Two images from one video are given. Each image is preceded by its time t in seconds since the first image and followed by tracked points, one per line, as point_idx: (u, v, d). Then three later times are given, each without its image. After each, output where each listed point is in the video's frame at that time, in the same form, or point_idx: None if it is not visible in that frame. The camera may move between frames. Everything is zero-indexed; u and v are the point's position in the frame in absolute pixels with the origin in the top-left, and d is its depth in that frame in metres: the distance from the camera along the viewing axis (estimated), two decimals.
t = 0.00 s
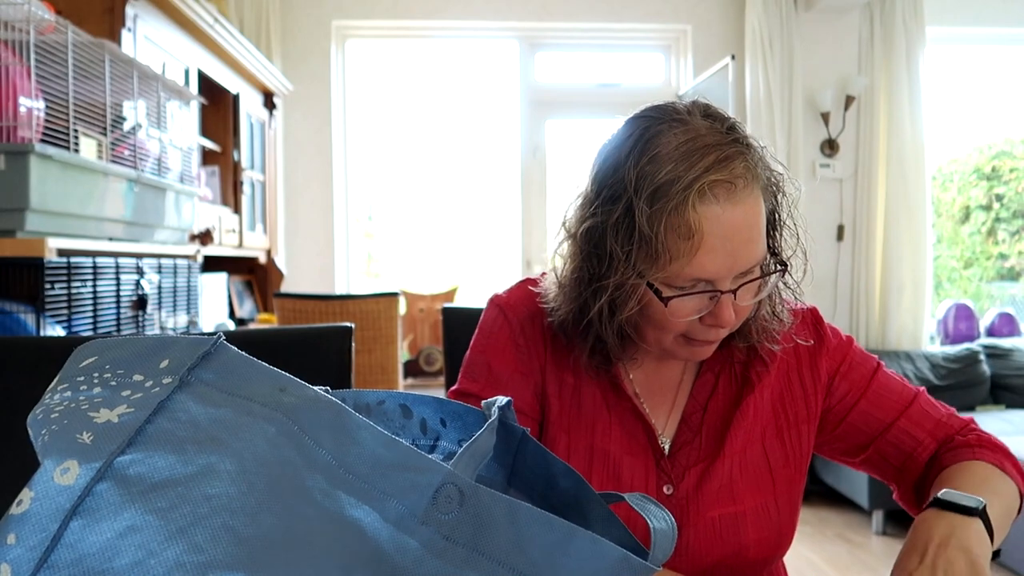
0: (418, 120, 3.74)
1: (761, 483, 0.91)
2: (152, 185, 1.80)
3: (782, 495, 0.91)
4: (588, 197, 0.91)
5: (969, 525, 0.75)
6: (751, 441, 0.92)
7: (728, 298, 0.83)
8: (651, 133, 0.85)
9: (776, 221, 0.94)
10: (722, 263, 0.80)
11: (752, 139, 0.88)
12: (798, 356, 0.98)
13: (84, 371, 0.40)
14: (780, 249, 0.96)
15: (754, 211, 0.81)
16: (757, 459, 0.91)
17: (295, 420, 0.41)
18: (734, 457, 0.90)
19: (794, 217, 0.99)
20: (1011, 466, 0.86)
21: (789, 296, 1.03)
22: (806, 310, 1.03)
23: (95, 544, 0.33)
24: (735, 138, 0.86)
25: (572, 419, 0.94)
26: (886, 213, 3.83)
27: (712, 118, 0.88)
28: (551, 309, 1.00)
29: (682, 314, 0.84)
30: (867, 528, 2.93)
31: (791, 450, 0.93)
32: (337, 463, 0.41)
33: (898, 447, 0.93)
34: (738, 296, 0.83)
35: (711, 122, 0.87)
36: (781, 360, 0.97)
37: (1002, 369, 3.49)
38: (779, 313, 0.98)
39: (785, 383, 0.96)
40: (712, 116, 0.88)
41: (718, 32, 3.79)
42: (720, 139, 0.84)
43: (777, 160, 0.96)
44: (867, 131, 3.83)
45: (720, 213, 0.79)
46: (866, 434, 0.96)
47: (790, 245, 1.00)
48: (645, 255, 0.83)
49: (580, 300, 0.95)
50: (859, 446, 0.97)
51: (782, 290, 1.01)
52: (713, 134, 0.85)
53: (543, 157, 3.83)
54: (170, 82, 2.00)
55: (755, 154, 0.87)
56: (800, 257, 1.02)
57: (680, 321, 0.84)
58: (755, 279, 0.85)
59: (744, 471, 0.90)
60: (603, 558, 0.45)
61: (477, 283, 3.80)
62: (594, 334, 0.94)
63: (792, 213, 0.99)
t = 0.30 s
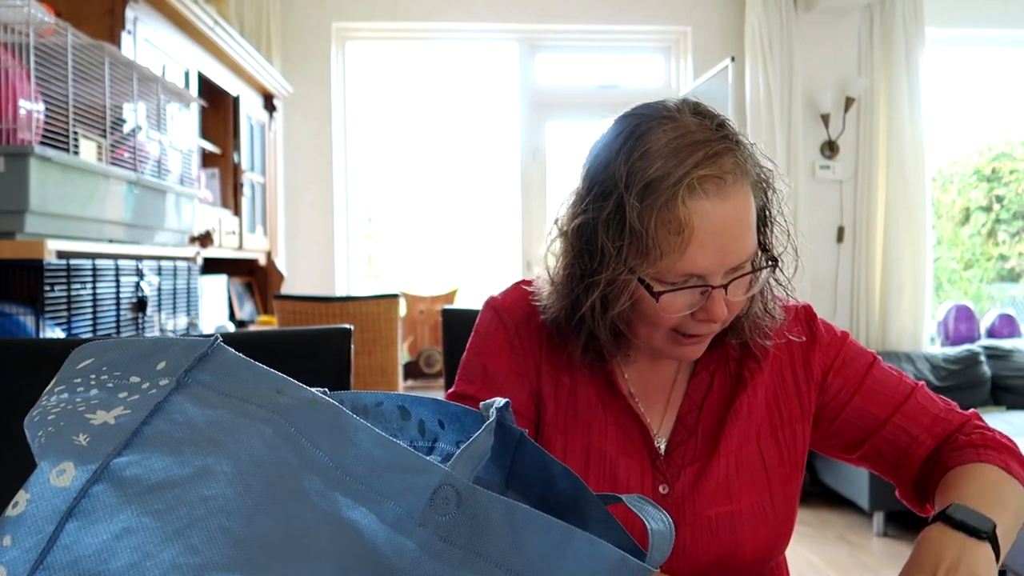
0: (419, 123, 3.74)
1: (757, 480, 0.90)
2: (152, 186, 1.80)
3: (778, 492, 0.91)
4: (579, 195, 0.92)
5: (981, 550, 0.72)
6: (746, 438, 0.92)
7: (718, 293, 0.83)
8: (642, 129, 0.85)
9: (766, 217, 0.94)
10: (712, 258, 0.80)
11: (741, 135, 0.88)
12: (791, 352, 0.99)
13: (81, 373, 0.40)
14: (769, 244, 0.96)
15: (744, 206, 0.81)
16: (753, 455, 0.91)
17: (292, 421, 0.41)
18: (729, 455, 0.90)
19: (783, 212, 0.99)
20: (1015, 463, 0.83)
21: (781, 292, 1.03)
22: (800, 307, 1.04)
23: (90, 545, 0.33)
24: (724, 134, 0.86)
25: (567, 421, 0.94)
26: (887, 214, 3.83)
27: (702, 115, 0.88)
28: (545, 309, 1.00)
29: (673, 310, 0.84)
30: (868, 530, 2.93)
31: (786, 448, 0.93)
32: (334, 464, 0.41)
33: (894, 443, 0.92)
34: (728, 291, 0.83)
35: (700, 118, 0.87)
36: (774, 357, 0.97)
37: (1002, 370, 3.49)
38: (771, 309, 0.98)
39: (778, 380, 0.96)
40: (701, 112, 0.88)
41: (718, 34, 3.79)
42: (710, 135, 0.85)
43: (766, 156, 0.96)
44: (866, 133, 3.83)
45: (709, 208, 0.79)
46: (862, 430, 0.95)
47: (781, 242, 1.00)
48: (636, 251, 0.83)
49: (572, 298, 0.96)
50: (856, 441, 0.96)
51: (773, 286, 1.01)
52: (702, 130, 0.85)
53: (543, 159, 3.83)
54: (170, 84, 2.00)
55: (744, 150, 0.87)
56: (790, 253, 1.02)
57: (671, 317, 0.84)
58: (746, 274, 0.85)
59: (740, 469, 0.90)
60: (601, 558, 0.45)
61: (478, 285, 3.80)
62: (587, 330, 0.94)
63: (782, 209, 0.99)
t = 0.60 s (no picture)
0: (416, 122, 3.74)
1: (752, 473, 0.91)
2: (149, 189, 1.80)
3: (774, 485, 0.91)
4: (567, 193, 0.92)
5: (962, 563, 0.72)
6: (740, 431, 0.92)
7: (706, 289, 0.83)
8: (627, 128, 0.85)
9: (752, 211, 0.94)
10: (699, 255, 0.80)
11: (726, 132, 0.89)
12: (783, 344, 0.99)
13: (78, 377, 0.41)
14: (758, 240, 0.96)
15: (730, 202, 0.81)
16: (748, 448, 0.91)
17: (289, 423, 0.41)
18: (724, 448, 0.90)
19: (771, 208, 1.00)
20: (1004, 448, 0.84)
21: (771, 287, 1.03)
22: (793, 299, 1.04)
23: (89, 549, 0.33)
24: (709, 131, 0.87)
25: (563, 419, 0.94)
26: (884, 208, 3.83)
27: (688, 112, 0.89)
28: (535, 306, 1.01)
29: (663, 305, 0.84)
30: (869, 524, 2.93)
31: (780, 439, 0.94)
32: (332, 464, 0.41)
33: (885, 432, 0.92)
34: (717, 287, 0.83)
35: (686, 116, 0.88)
36: (765, 350, 0.98)
37: (1001, 363, 3.49)
38: (760, 304, 0.98)
39: (771, 371, 0.97)
40: (686, 111, 0.88)
41: (714, 30, 3.79)
42: (695, 133, 0.85)
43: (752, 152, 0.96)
44: (863, 127, 3.83)
45: (696, 205, 0.79)
46: (852, 419, 0.95)
47: (769, 237, 1.00)
48: (623, 250, 0.84)
49: (561, 295, 0.96)
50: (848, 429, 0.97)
51: (763, 282, 1.01)
52: (688, 128, 0.86)
53: (541, 156, 3.82)
54: (166, 86, 2.00)
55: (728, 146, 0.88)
56: (779, 249, 1.03)
57: (661, 313, 0.85)
58: (734, 270, 0.85)
59: (735, 462, 0.90)
60: (598, 559, 0.44)
61: (477, 283, 3.80)
62: (577, 329, 0.95)
63: (769, 206, 0.99)
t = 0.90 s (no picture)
0: (417, 124, 3.74)
1: (752, 480, 0.90)
2: (151, 189, 1.80)
3: (773, 491, 0.91)
4: (560, 200, 0.92)
5: None
6: (740, 438, 0.92)
7: (701, 297, 0.83)
8: (619, 136, 0.86)
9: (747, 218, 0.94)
10: (694, 261, 0.80)
11: (719, 139, 0.89)
12: (783, 352, 0.99)
13: (81, 376, 0.41)
14: (753, 247, 0.96)
15: (722, 210, 0.81)
16: (747, 455, 0.91)
17: (291, 424, 0.41)
18: (725, 455, 0.90)
19: (766, 214, 0.99)
20: (994, 475, 0.85)
21: (767, 293, 1.03)
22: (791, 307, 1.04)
23: (90, 549, 0.34)
24: (701, 138, 0.87)
25: (562, 424, 0.94)
26: (885, 213, 3.83)
27: (681, 118, 0.89)
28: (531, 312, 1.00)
29: (658, 312, 0.84)
30: (868, 530, 2.93)
31: (780, 447, 0.93)
32: (333, 465, 0.41)
33: (881, 450, 0.93)
34: (711, 294, 0.83)
35: (679, 123, 0.88)
36: (766, 358, 0.98)
37: (1001, 369, 3.49)
38: (757, 310, 0.99)
39: (772, 378, 0.97)
40: (678, 118, 0.88)
41: (717, 34, 3.79)
42: (687, 139, 0.85)
43: (746, 158, 0.96)
44: (864, 132, 3.83)
45: (687, 213, 0.79)
46: (849, 434, 0.96)
47: (764, 243, 1.00)
48: (616, 257, 0.84)
49: (556, 302, 0.96)
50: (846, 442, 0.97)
51: (758, 288, 1.01)
52: (680, 135, 0.86)
53: (542, 159, 3.83)
54: (168, 86, 2.00)
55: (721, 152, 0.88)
56: (774, 254, 1.02)
57: (656, 320, 0.85)
58: (729, 276, 0.85)
59: (735, 468, 0.90)
60: (600, 560, 0.44)
61: (477, 286, 3.81)
62: (571, 336, 0.95)
63: (764, 211, 0.99)
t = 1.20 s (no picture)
0: (409, 126, 3.74)
1: (747, 481, 0.91)
2: (142, 194, 1.79)
3: (767, 493, 0.92)
4: (549, 208, 0.92)
5: None
6: (735, 440, 0.92)
7: (692, 305, 0.83)
8: (607, 145, 0.86)
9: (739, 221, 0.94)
10: (683, 269, 0.80)
11: (708, 146, 0.89)
12: (778, 355, 0.99)
13: (70, 383, 0.41)
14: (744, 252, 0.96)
15: (710, 219, 0.81)
16: (742, 456, 0.92)
17: (282, 428, 0.41)
18: (720, 457, 0.90)
19: (757, 217, 0.99)
20: (990, 484, 0.86)
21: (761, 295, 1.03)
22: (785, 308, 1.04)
23: (81, 555, 0.34)
24: (690, 145, 0.87)
25: (557, 425, 0.94)
26: (876, 210, 3.85)
27: (670, 124, 0.90)
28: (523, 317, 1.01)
29: (648, 320, 0.84)
30: (863, 526, 2.94)
31: (775, 449, 0.94)
32: (324, 468, 0.41)
33: (877, 456, 0.93)
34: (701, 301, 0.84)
35: (668, 129, 0.88)
36: (761, 362, 0.98)
37: (993, 364, 3.51)
38: (751, 314, 0.99)
39: (767, 381, 0.97)
40: (666, 125, 0.89)
41: (707, 33, 3.80)
42: (676, 148, 0.85)
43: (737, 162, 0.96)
44: (855, 129, 3.85)
45: (675, 223, 0.80)
46: (846, 439, 0.96)
47: (756, 247, 1.00)
48: (605, 267, 0.84)
49: (547, 309, 0.96)
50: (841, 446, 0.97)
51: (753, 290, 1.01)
52: (669, 142, 0.86)
53: (534, 160, 3.83)
54: (158, 90, 1.99)
55: (709, 159, 0.88)
56: (767, 258, 1.03)
57: (648, 326, 0.85)
58: (719, 283, 0.86)
59: (730, 470, 0.90)
60: (591, 559, 0.45)
61: (470, 287, 3.81)
62: (561, 344, 0.95)
63: (755, 214, 0.99)
